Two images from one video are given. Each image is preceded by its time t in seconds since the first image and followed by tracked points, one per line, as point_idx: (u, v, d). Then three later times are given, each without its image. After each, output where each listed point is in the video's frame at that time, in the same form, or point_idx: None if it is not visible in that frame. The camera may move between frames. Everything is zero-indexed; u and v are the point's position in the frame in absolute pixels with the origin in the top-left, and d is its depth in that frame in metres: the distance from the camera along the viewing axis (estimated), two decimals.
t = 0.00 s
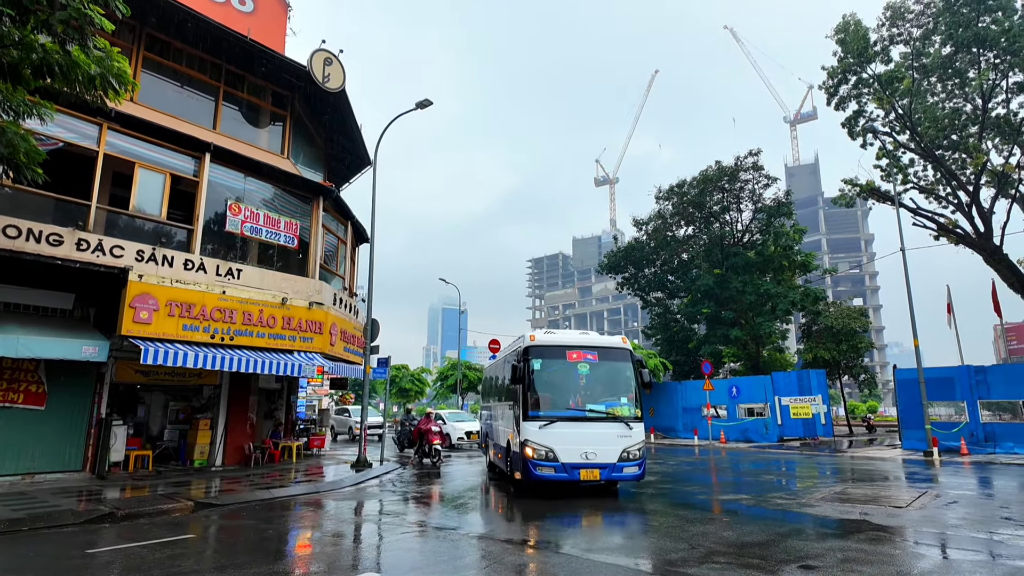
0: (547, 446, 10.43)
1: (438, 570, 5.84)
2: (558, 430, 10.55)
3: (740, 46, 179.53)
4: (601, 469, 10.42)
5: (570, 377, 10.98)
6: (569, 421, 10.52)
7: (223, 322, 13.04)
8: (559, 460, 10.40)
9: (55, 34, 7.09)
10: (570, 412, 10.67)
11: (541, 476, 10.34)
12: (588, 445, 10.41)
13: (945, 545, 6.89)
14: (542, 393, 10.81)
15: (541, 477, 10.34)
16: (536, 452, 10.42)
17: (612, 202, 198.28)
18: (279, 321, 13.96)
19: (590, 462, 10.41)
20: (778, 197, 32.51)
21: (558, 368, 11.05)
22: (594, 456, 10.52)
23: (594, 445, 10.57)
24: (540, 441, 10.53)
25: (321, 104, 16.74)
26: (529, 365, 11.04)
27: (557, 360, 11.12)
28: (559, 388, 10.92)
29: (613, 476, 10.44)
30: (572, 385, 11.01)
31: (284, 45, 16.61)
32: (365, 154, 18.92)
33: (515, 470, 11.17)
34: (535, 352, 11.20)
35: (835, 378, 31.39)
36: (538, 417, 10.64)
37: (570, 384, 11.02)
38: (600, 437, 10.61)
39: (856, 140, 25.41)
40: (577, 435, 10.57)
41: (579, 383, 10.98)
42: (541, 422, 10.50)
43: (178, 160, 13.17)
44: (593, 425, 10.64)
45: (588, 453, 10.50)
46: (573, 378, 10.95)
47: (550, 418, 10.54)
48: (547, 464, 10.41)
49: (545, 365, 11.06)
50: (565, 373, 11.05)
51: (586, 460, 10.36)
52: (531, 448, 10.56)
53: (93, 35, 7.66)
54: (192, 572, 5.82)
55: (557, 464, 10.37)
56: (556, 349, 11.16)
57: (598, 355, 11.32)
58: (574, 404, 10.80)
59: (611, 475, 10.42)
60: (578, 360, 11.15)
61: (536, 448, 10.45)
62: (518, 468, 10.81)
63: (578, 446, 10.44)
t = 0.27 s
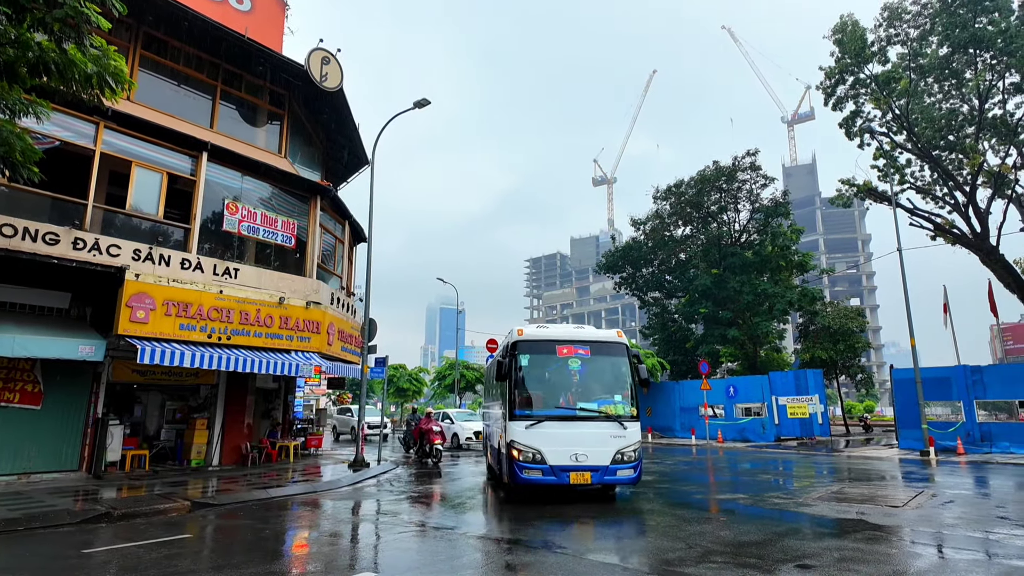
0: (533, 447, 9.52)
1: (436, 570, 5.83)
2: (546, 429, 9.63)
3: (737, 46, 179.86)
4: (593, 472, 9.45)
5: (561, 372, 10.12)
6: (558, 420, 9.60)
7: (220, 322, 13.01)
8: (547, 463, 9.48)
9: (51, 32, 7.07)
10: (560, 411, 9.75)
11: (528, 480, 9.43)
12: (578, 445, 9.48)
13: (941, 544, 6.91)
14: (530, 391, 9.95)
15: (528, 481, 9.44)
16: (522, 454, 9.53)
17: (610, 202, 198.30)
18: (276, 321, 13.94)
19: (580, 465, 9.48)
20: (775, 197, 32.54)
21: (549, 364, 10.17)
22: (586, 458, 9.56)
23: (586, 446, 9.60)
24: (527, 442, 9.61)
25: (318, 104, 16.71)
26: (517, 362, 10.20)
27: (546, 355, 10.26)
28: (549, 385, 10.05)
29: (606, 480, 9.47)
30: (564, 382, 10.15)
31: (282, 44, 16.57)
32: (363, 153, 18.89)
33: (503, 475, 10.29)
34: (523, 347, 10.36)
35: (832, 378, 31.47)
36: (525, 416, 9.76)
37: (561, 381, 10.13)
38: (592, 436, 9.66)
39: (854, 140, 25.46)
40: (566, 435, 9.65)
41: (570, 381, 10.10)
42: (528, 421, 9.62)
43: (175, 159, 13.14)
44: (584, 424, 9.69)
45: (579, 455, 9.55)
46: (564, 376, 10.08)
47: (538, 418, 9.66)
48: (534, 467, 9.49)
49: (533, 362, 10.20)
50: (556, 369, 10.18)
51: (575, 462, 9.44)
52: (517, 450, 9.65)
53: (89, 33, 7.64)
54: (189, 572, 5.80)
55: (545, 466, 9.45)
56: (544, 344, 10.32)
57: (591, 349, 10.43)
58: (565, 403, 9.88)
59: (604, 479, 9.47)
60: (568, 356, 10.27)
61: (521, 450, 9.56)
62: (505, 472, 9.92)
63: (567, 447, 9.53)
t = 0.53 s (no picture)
0: (515, 451, 8.63)
1: (434, 571, 5.82)
2: (528, 431, 8.71)
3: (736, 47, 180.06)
4: (580, 477, 8.52)
5: (546, 370, 9.19)
6: (541, 422, 8.69)
7: (219, 322, 13.00)
8: (529, 467, 8.57)
9: (49, 31, 7.05)
10: (544, 412, 8.83)
11: (509, 486, 8.55)
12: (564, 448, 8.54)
13: (939, 544, 6.93)
14: (512, 390, 9.05)
15: (509, 487, 8.56)
16: (503, 457, 8.65)
17: (609, 202, 198.30)
18: (274, 321, 13.93)
19: (565, 470, 8.54)
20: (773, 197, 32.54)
21: (534, 361, 9.25)
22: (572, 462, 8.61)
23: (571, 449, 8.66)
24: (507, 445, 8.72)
25: (317, 104, 16.69)
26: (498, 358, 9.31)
27: (530, 351, 9.33)
28: (533, 384, 9.12)
29: (594, 486, 8.54)
30: (550, 380, 9.20)
31: (280, 44, 16.55)
32: (361, 153, 18.88)
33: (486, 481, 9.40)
34: (506, 343, 9.46)
35: (830, 379, 31.52)
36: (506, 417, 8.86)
37: (546, 379, 9.19)
38: (578, 438, 8.71)
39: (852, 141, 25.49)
40: (551, 437, 8.71)
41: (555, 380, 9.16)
42: (508, 423, 8.73)
43: (173, 158, 13.12)
44: (570, 425, 8.75)
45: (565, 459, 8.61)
46: (549, 374, 9.15)
47: (520, 419, 8.78)
48: (516, 472, 8.59)
49: (515, 358, 9.27)
50: (540, 366, 9.23)
51: (560, 466, 8.51)
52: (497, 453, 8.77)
53: (88, 33, 7.63)
54: (187, 572, 5.79)
55: (526, 471, 8.54)
56: (528, 339, 9.38)
57: (580, 344, 9.46)
58: (550, 403, 8.96)
59: (592, 485, 8.53)
60: (554, 352, 9.31)
61: (502, 453, 8.68)
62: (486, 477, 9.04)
63: (551, 450, 8.60)
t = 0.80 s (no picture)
0: (480, 455, 7.59)
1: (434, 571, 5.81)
2: (496, 433, 7.64)
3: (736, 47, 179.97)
4: (554, 486, 7.42)
5: (519, 365, 8.13)
6: (511, 423, 7.63)
7: (219, 322, 13.00)
8: (496, 474, 7.50)
9: (50, 31, 7.06)
10: (514, 412, 7.75)
11: (474, 495, 7.51)
12: (535, 453, 7.45)
13: (939, 544, 6.93)
14: (481, 388, 8.00)
15: (474, 496, 7.51)
16: (467, 463, 7.62)
17: (609, 202, 198.30)
18: (275, 321, 13.94)
19: (537, 477, 7.43)
20: (773, 198, 32.55)
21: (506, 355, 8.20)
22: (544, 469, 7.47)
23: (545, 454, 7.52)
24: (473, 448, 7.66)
25: (317, 104, 16.70)
26: (466, 353, 8.32)
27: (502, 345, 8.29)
28: (505, 381, 8.07)
29: (570, 495, 7.43)
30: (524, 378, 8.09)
31: (280, 43, 16.56)
32: (362, 153, 18.89)
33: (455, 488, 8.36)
34: (476, 337, 8.44)
35: (830, 379, 31.55)
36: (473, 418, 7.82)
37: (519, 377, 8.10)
38: (553, 442, 7.57)
39: (853, 141, 25.51)
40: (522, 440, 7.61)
41: (529, 377, 8.08)
42: (475, 425, 7.71)
43: (173, 158, 13.12)
44: (543, 427, 7.65)
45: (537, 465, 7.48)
46: (521, 370, 8.08)
47: (487, 420, 7.73)
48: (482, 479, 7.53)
49: (485, 354, 8.24)
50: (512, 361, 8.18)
51: (531, 473, 7.41)
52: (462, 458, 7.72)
53: (88, 33, 7.63)
54: (187, 572, 5.79)
55: (493, 479, 7.47)
56: (499, 333, 8.36)
57: (558, 337, 8.34)
58: (523, 402, 7.88)
59: (567, 493, 7.43)
60: (529, 345, 8.24)
61: (466, 458, 7.65)
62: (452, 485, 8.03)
63: (521, 454, 7.49)
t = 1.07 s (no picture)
0: (448, 457, 7.04)
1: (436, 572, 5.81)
2: (465, 434, 7.05)
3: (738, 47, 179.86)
4: (526, 492, 6.80)
5: (494, 361, 7.46)
6: (481, 423, 7.04)
7: (221, 322, 13.01)
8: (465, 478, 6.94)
9: (52, 32, 7.07)
10: (486, 412, 7.14)
11: (441, 501, 6.98)
12: (505, 456, 6.84)
13: (941, 545, 6.93)
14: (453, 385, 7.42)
15: (443, 501, 6.98)
16: (436, 466, 7.09)
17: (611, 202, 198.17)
18: (277, 321, 13.95)
19: (508, 483, 6.83)
20: (775, 198, 32.51)
21: (481, 350, 7.56)
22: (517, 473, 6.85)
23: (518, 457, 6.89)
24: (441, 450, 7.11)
25: (319, 104, 16.71)
26: (439, 347, 7.72)
27: (477, 339, 7.67)
28: (479, 377, 7.45)
29: (543, 502, 6.79)
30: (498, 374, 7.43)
31: (282, 44, 16.57)
32: (364, 153, 18.91)
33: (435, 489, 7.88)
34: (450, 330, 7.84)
35: (832, 379, 31.51)
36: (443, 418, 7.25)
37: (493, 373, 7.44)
38: (526, 444, 6.92)
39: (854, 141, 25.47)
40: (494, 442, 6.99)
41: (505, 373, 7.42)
42: (444, 425, 7.16)
43: (175, 158, 13.14)
44: (516, 428, 7.00)
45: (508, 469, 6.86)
46: (496, 367, 7.43)
47: (457, 419, 7.16)
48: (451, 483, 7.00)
49: (457, 349, 7.63)
50: (486, 357, 7.52)
51: (501, 478, 6.80)
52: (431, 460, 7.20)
53: (91, 34, 7.66)
54: (189, 572, 5.80)
55: (461, 483, 6.92)
56: (475, 325, 7.74)
57: (538, 331, 7.66)
58: (497, 400, 7.24)
59: (541, 501, 6.79)
60: (505, 339, 7.59)
61: (435, 460, 7.12)
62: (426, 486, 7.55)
63: (491, 457, 6.90)
